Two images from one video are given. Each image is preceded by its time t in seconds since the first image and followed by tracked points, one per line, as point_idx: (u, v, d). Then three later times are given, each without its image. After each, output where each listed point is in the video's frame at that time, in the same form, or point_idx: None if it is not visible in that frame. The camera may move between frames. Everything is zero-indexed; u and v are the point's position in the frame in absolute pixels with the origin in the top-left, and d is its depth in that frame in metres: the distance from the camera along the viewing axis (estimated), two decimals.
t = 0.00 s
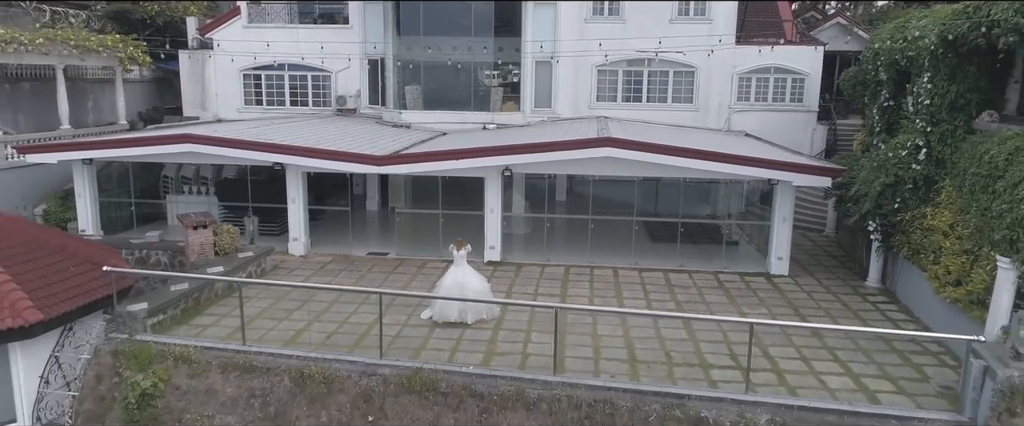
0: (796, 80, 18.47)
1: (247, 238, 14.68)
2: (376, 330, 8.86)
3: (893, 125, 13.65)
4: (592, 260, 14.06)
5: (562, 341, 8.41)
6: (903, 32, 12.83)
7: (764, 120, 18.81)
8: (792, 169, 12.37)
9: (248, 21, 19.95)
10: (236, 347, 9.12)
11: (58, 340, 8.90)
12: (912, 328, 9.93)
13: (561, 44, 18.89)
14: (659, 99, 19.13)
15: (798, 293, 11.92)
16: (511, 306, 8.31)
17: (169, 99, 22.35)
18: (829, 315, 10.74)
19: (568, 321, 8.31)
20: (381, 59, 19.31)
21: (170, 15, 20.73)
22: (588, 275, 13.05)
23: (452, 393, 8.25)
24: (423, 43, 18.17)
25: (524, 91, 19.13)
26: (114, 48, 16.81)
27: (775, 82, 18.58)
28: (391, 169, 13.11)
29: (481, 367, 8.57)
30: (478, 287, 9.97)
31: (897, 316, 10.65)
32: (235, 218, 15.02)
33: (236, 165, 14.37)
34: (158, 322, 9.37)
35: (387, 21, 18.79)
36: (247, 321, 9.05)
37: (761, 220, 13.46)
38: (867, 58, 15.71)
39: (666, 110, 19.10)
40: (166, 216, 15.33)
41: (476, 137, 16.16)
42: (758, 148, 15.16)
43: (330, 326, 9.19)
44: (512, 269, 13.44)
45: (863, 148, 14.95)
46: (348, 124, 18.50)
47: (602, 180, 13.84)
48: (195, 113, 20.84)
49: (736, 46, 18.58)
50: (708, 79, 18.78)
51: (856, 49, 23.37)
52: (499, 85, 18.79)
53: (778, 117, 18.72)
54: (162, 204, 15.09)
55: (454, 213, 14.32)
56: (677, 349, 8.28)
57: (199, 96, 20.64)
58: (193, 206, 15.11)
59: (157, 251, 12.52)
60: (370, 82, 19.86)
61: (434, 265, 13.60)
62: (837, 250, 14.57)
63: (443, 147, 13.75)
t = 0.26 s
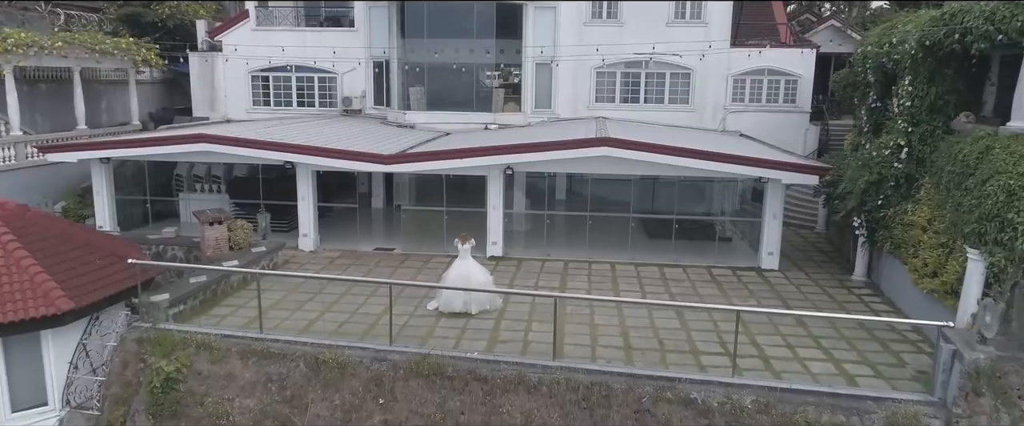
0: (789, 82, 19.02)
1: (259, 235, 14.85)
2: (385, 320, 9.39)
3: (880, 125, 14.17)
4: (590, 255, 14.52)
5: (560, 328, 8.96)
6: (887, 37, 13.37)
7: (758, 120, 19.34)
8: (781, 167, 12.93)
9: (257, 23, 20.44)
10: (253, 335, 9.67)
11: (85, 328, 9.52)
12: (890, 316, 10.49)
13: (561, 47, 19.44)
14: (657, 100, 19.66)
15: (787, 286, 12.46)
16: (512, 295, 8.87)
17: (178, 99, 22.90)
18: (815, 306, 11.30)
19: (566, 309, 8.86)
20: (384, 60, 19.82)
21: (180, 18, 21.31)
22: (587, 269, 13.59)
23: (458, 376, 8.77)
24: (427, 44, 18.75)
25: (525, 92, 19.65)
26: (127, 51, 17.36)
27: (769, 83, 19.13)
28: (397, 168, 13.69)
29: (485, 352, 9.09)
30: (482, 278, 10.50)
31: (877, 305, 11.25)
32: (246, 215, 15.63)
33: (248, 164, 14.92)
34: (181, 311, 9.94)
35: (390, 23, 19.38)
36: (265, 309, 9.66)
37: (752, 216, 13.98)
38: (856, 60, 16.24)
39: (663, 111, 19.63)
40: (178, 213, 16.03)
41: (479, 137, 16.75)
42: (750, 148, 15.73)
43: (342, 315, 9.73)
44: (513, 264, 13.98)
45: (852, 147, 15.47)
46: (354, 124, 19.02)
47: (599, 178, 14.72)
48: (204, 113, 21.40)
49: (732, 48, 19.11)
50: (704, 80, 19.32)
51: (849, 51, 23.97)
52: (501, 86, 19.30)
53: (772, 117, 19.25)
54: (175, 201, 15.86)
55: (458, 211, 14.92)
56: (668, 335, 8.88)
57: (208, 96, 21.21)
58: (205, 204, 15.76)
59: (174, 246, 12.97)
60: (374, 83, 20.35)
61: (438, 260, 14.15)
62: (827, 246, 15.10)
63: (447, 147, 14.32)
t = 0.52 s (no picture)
0: (781, 84, 19.63)
1: (273, 232, 15.67)
2: (394, 311, 10.01)
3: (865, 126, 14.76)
4: (588, 252, 15.03)
5: (558, 318, 9.56)
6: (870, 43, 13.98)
7: (751, 122, 19.95)
8: (770, 167, 13.51)
9: (264, 28, 21.13)
10: (270, 326, 10.28)
11: (111, 319, 10.13)
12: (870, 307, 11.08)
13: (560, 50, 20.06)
14: (653, 102, 20.25)
15: (775, 281, 13.07)
16: (514, 286, 9.48)
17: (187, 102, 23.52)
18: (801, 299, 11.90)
19: (563, 300, 9.48)
20: (389, 64, 20.39)
21: (190, 22, 21.96)
22: (584, 265, 14.19)
23: (463, 364, 9.37)
24: (430, 47, 19.32)
25: (525, 94, 20.20)
26: (140, 55, 17.95)
27: (762, 86, 19.76)
28: (403, 168, 14.29)
29: (488, 341, 9.67)
30: (485, 273, 11.10)
31: (860, 298, 11.84)
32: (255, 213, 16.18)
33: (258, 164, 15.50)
34: (202, 304, 10.57)
35: (394, 28, 19.96)
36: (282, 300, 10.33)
37: (743, 214, 14.56)
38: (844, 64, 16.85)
39: (659, 113, 20.24)
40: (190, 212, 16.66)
41: (481, 138, 17.35)
42: (742, 149, 16.33)
43: (353, 307, 10.34)
44: (514, 260, 14.59)
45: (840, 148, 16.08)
46: (359, 126, 19.57)
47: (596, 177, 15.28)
48: (213, 115, 22.05)
49: (726, 52, 19.67)
50: (699, 83, 19.91)
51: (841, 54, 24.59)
52: (502, 88, 19.84)
53: (765, 118, 19.85)
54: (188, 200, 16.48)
55: (461, 209, 15.62)
56: (660, 325, 9.49)
57: (217, 99, 21.82)
58: (218, 203, 16.39)
59: (189, 243, 13.46)
60: (379, 86, 20.91)
61: (442, 257, 14.74)
62: (816, 243, 15.65)
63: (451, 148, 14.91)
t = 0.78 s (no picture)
0: (771, 89, 20.41)
1: (286, 231, 16.54)
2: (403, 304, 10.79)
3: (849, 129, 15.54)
4: (586, 250, 15.89)
5: (557, 310, 10.32)
6: (852, 50, 14.74)
7: (743, 125, 20.74)
8: (757, 170, 14.28)
9: (272, 34, 21.76)
10: (287, 318, 11.03)
11: (140, 312, 10.89)
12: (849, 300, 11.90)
13: (558, 56, 20.84)
14: (648, 106, 21.07)
15: (761, 277, 13.85)
16: (515, 280, 10.24)
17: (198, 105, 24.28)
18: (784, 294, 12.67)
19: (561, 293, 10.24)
20: (394, 69, 21.22)
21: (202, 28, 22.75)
22: (581, 262, 14.96)
23: (468, 352, 10.10)
24: (432, 52, 19.97)
25: (525, 98, 20.95)
26: (155, 61, 18.79)
27: (753, 90, 20.52)
28: (410, 171, 15.09)
29: (492, 332, 10.40)
30: (488, 269, 11.85)
31: (840, 292, 12.63)
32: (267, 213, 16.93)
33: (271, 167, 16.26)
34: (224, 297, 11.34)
35: (398, 34, 20.59)
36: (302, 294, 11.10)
37: (732, 214, 15.39)
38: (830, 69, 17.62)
39: (653, 116, 21.09)
40: (205, 213, 17.35)
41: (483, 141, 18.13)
42: (732, 151, 17.12)
43: (365, 300, 11.10)
44: (515, 258, 15.36)
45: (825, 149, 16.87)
46: (366, 129, 20.35)
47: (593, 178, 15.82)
48: (224, 118, 22.82)
49: (719, 58, 20.42)
50: (692, 87, 20.69)
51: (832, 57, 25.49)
52: (503, 92, 20.57)
53: (756, 122, 20.65)
54: (203, 200, 17.22)
55: (465, 210, 16.34)
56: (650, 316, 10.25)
57: (228, 102, 22.58)
58: (231, 203, 17.12)
59: (207, 241, 14.23)
60: (384, 90, 21.73)
61: (446, 255, 15.49)
62: (804, 241, 16.38)
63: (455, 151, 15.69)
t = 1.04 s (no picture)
0: (764, 94, 21.04)
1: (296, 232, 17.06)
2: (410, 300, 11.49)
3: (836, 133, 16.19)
4: (583, 249, 16.55)
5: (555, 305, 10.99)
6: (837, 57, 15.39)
7: (737, 128, 21.38)
8: (747, 172, 14.91)
9: (281, 40, 22.50)
10: (301, 313, 11.68)
11: (161, 307, 11.54)
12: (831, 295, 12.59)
13: (557, 61, 21.55)
14: (645, 109, 21.70)
15: (751, 275, 14.49)
16: (515, 276, 10.91)
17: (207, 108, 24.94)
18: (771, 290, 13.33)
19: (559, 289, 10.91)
20: (399, 73, 21.90)
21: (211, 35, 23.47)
22: (579, 261, 15.60)
23: (472, 345, 10.74)
24: (435, 57, 20.68)
25: (525, 102, 21.61)
26: (168, 67, 19.48)
27: (746, 94, 21.14)
28: (415, 173, 15.75)
29: (494, 326, 11.04)
30: (490, 267, 12.51)
31: (825, 288, 13.29)
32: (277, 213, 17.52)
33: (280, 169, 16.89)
34: (241, 294, 12.00)
35: (403, 39, 21.36)
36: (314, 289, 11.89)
37: (724, 214, 16.03)
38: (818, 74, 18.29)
39: (650, 119, 21.69)
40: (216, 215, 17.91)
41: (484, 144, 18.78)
42: (725, 155, 17.79)
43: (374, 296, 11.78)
44: (515, 257, 15.98)
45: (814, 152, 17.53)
46: (371, 132, 21.00)
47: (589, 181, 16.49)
48: (232, 122, 23.41)
49: (713, 63, 21.09)
50: (687, 92, 21.36)
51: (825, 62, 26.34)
52: (504, 96, 21.21)
53: (749, 125, 21.30)
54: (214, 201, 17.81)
55: (467, 210, 17.03)
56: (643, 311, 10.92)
57: (236, 106, 23.20)
58: (242, 204, 17.77)
59: (220, 241, 14.87)
60: (389, 94, 22.40)
61: (450, 254, 16.14)
62: (794, 241, 16.99)
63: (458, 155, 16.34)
